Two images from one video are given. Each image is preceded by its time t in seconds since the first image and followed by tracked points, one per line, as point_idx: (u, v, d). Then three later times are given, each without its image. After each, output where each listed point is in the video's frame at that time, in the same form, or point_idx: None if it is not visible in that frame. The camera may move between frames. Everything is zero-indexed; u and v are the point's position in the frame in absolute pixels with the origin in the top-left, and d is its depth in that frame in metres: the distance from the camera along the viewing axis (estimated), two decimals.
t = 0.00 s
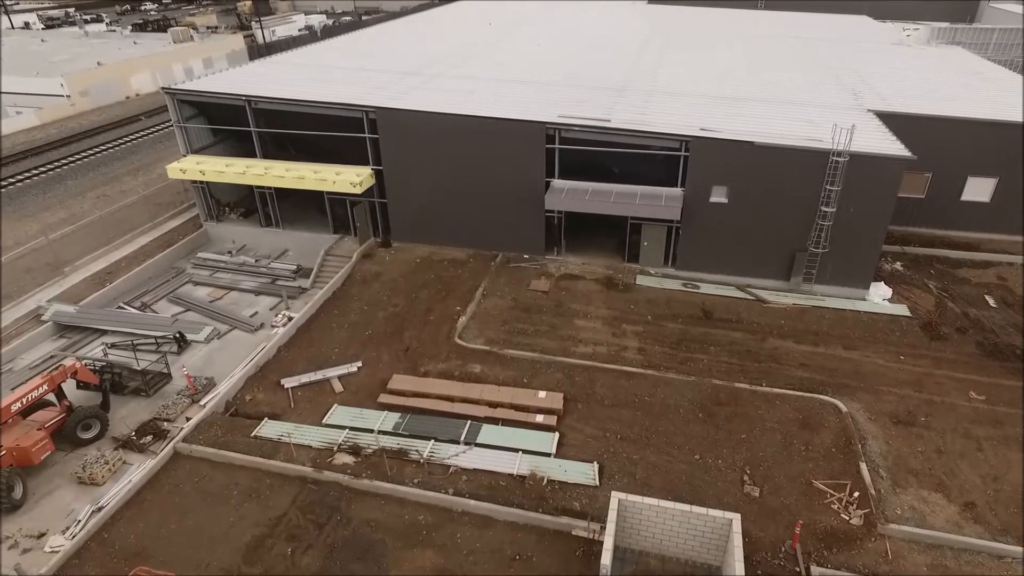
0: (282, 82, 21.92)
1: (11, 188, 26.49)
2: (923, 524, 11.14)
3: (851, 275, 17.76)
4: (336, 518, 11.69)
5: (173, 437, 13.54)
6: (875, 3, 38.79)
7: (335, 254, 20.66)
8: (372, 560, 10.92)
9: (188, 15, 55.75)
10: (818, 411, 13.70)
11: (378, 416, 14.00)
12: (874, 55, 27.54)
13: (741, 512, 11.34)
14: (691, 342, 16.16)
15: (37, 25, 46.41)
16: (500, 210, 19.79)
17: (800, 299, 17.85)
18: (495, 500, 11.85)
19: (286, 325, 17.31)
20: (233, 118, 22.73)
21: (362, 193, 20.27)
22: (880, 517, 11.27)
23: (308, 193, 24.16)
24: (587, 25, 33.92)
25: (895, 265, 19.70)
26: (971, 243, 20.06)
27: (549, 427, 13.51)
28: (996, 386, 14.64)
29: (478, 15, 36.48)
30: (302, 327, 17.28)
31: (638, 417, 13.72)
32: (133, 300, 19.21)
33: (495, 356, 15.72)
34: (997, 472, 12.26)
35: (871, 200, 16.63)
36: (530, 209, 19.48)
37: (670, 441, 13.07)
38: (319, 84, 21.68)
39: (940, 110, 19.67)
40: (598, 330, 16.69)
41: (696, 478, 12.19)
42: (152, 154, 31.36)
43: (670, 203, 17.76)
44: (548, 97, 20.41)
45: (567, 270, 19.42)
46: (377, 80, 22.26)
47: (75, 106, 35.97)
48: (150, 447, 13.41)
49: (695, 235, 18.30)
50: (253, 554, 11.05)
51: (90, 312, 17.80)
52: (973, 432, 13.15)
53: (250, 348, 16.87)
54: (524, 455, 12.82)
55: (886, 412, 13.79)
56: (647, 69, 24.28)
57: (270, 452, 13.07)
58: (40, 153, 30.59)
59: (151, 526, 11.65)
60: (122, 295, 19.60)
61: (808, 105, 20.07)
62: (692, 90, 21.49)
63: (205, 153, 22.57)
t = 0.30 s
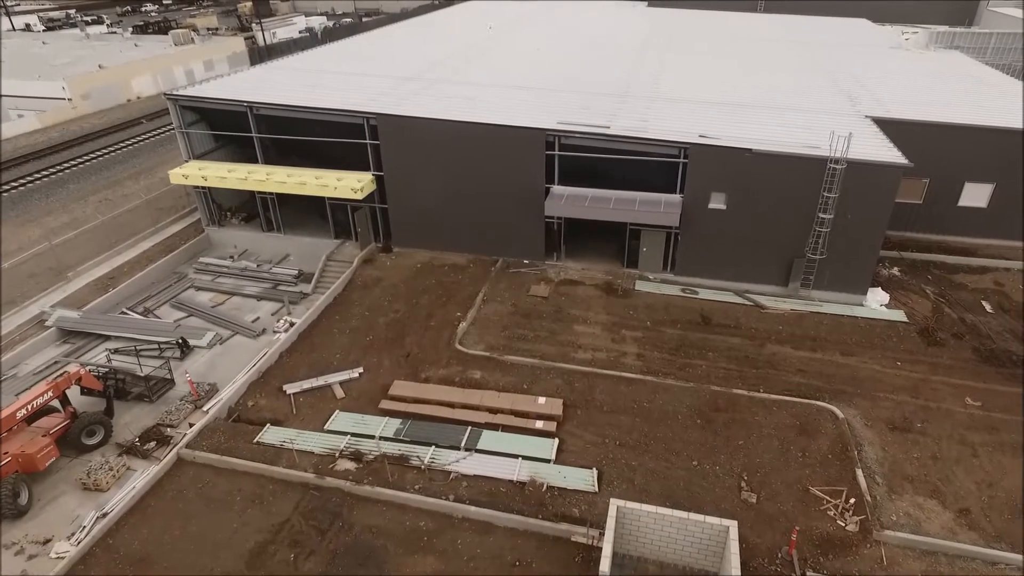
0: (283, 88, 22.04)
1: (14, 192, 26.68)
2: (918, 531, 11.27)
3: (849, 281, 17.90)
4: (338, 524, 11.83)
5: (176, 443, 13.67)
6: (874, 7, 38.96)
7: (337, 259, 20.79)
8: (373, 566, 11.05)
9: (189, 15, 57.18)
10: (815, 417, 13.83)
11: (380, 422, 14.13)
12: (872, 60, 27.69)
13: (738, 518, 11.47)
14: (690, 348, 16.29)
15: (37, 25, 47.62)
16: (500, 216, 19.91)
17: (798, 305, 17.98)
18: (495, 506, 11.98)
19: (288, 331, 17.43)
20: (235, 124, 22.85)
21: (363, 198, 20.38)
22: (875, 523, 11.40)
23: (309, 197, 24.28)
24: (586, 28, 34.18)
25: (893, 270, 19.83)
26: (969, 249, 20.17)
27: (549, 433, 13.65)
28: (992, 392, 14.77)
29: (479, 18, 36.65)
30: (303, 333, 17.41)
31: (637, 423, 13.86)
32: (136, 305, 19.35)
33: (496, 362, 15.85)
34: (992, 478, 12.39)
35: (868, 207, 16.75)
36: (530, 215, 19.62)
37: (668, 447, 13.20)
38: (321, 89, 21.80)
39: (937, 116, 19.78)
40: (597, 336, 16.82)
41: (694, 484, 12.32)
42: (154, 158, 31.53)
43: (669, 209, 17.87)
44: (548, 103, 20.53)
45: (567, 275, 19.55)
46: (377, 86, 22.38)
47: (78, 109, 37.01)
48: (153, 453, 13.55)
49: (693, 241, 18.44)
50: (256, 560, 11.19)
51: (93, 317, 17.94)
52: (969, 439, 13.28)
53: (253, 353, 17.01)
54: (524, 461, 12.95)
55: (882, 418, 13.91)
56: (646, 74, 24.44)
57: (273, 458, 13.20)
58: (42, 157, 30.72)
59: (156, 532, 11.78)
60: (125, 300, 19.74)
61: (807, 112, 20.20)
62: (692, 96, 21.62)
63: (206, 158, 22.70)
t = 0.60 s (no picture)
0: (284, 96, 22.22)
1: (17, 198, 26.94)
2: (911, 539, 11.45)
3: (845, 289, 18.08)
4: (340, 532, 12.00)
5: (180, 451, 13.84)
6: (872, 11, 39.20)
7: (338, 267, 20.96)
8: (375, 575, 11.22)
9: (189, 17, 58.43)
10: (811, 425, 14.01)
11: (381, 431, 14.30)
12: (869, 65, 27.93)
13: (734, 527, 11.65)
14: (687, 356, 16.48)
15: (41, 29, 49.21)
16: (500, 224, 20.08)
17: (794, 312, 18.15)
18: (495, 514, 12.15)
19: (290, 338, 17.60)
20: (237, 131, 23.02)
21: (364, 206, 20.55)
22: (869, 532, 11.58)
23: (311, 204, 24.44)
24: (585, 33, 34.51)
25: (889, 277, 20.03)
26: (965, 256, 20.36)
27: (548, 441, 13.82)
28: (986, 400, 14.95)
29: (480, 23, 36.96)
30: (305, 341, 17.58)
31: (635, 432, 14.03)
32: (139, 312, 19.52)
33: (496, 370, 16.02)
34: (985, 486, 12.56)
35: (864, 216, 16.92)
36: (529, 223, 19.79)
37: (666, 456, 13.38)
38: (322, 97, 21.97)
39: (933, 124, 19.96)
40: (596, 343, 17.00)
41: (690, 493, 12.50)
42: (156, 162, 31.76)
43: (667, 218, 18.04)
44: (547, 112, 20.71)
45: (566, 282, 19.73)
46: (378, 94, 22.56)
47: (80, 114, 37.12)
48: (158, 461, 13.72)
49: (691, 249, 18.62)
50: (260, 568, 11.36)
51: (97, 325, 18.12)
52: (962, 447, 13.47)
53: (255, 361, 17.18)
54: (523, 470, 13.12)
55: (877, 426, 14.09)
56: (644, 80, 24.66)
57: (276, 466, 13.38)
58: (45, 162, 30.92)
59: (160, 540, 11.95)
60: (128, 307, 19.91)
61: (804, 120, 20.39)
62: (690, 104, 21.81)
63: (208, 165, 22.87)
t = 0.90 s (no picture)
0: (286, 104, 22.39)
1: (20, 204, 27.16)
2: (905, 547, 11.64)
3: (842, 296, 18.27)
4: (342, 540, 12.19)
5: (185, 459, 14.03)
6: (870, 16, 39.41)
7: (339, 274, 21.15)
8: None
9: (190, 19, 58.92)
10: (807, 434, 14.20)
11: (383, 439, 14.48)
12: (866, 71, 28.15)
13: (731, 535, 11.84)
14: (685, 363, 16.67)
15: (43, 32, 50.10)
16: (500, 232, 20.27)
17: (791, 320, 18.34)
18: (496, 523, 12.34)
19: (292, 346, 17.78)
20: (239, 139, 23.20)
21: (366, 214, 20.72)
22: (864, 540, 11.77)
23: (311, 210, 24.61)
24: (583, 39, 34.79)
25: (885, 285, 20.23)
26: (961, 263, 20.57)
27: (548, 449, 14.01)
28: (981, 408, 15.14)
29: (480, 28, 37.23)
30: (307, 348, 17.77)
31: (633, 440, 14.22)
32: (143, 319, 19.70)
33: (496, 378, 16.22)
34: (978, 494, 12.74)
35: (860, 224, 17.11)
36: (529, 230, 19.98)
37: (664, 464, 13.57)
38: (323, 105, 22.15)
39: (930, 132, 20.14)
40: (596, 351, 17.19)
41: (688, 501, 12.69)
42: (158, 167, 31.98)
43: (666, 227, 18.22)
44: (547, 120, 20.90)
45: (565, 290, 19.92)
46: (379, 101, 22.75)
47: (82, 118, 37.28)
48: (163, 469, 13.91)
49: (689, 257, 18.82)
50: None
51: (101, 333, 18.30)
52: (956, 455, 13.66)
53: (258, 368, 17.38)
54: (523, 478, 13.31)
55: (872, 434, 14.28)
56: (643, 88, 24.88)
57: (279, 474, 13.57)
58: (48, 168, 31.12)
59: (166, 548, 12.14)
60: (132, 314, 20.09)
61: (801, 128, 20.59)
62: (688, 111, 22.00)
63: (211, 172, 23.05)
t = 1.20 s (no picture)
0: (288, 112, 22.57)
1: (24, 210, 27.34)
2: (899, 555, 11.83)
3: (839, 304, 18.45)
4: (346, 548, 12.37)
5: (190, 467, 14.21)
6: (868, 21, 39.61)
7: (341, 281, 21.34)
8: None
9: (191, 21, 59.08)
10: (804, 442, 14.38)
11: (385, 446, 14.66)
12: (864, 78, 28.35)
13: (729, 543, 12.03)
14: (684, 371, 16.86)
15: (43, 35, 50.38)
16: (501, 239, 20.45)
17: (789, 327, 18.53)
18: (497, 530, 12.52)
19: (295, 353, 17.96)
20: (241, 147, 23.39)
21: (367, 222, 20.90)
22: (859, 548, 11.96)
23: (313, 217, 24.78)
24: (582, 44, 35.00)
25: (882, 291, 20.42)
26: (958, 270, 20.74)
27: (548, 457, 14.19)
28: (976, 415, 15.31)
29: (479, 34, 37.48)
30: (310, 355, 17.95)
31: (633, 447, 14.41)
32: (146, 326, 19.87)
33: (497, 386, 16.40)
34: (972, 502, 12.92)
35: (857, 233, 17.29)
36: (529, 238, 20.16)
37: (663, 472, 13.75)
38: (325, 113, 22.34)
39: (926, 141, 20.31)
40: (595, 358, 17.38)
41: (686, 509, 12.88)
42: (160, 173, 32.16)
43: (665, 235, 18.40)
44: (547, 129, 21.09)
45: (565, 297, 20.10)
46: (381, 109, 22.93)
47: (84, 123, 37.46)
48: (168, 477, 14.08)
49: (688, 265, 19.02)
50: None
51: (105, 340, 18.48)
52: (951, 463, 13.85)
53: (261, 376, 17.55)
54: (524, 486, 13.49)
55: (869, 442, 14.47)
56: (642, 95, 25.08)
57: (283, 482, 13.75)
58: (50, 173, 31.31)
59: (172, 556, 12.32)
60: (136, 321, 20.26)
61: (798, 136, 20.78)
62: (687, 119, 22.18)
63: (213, 180, 23.23)
